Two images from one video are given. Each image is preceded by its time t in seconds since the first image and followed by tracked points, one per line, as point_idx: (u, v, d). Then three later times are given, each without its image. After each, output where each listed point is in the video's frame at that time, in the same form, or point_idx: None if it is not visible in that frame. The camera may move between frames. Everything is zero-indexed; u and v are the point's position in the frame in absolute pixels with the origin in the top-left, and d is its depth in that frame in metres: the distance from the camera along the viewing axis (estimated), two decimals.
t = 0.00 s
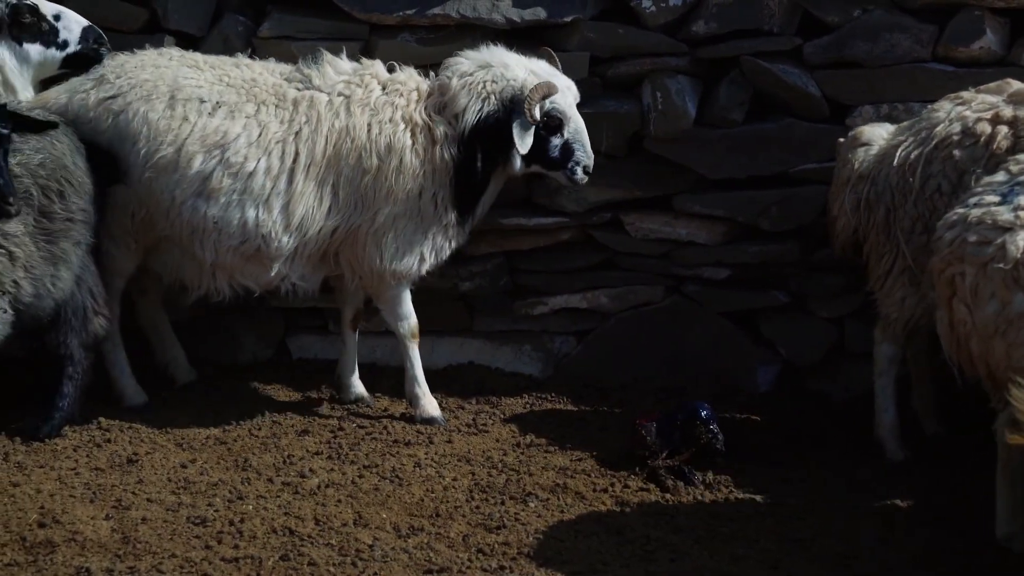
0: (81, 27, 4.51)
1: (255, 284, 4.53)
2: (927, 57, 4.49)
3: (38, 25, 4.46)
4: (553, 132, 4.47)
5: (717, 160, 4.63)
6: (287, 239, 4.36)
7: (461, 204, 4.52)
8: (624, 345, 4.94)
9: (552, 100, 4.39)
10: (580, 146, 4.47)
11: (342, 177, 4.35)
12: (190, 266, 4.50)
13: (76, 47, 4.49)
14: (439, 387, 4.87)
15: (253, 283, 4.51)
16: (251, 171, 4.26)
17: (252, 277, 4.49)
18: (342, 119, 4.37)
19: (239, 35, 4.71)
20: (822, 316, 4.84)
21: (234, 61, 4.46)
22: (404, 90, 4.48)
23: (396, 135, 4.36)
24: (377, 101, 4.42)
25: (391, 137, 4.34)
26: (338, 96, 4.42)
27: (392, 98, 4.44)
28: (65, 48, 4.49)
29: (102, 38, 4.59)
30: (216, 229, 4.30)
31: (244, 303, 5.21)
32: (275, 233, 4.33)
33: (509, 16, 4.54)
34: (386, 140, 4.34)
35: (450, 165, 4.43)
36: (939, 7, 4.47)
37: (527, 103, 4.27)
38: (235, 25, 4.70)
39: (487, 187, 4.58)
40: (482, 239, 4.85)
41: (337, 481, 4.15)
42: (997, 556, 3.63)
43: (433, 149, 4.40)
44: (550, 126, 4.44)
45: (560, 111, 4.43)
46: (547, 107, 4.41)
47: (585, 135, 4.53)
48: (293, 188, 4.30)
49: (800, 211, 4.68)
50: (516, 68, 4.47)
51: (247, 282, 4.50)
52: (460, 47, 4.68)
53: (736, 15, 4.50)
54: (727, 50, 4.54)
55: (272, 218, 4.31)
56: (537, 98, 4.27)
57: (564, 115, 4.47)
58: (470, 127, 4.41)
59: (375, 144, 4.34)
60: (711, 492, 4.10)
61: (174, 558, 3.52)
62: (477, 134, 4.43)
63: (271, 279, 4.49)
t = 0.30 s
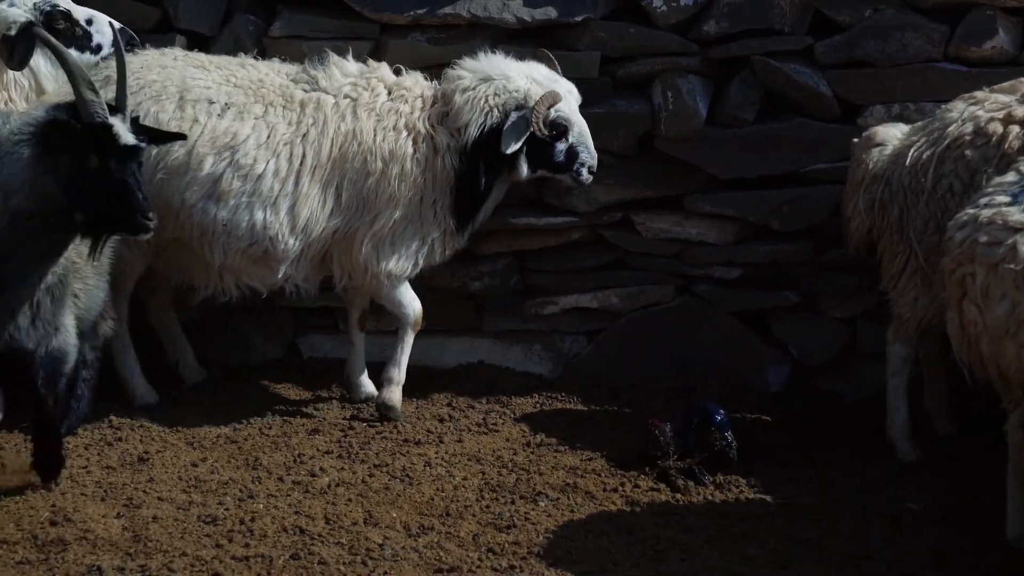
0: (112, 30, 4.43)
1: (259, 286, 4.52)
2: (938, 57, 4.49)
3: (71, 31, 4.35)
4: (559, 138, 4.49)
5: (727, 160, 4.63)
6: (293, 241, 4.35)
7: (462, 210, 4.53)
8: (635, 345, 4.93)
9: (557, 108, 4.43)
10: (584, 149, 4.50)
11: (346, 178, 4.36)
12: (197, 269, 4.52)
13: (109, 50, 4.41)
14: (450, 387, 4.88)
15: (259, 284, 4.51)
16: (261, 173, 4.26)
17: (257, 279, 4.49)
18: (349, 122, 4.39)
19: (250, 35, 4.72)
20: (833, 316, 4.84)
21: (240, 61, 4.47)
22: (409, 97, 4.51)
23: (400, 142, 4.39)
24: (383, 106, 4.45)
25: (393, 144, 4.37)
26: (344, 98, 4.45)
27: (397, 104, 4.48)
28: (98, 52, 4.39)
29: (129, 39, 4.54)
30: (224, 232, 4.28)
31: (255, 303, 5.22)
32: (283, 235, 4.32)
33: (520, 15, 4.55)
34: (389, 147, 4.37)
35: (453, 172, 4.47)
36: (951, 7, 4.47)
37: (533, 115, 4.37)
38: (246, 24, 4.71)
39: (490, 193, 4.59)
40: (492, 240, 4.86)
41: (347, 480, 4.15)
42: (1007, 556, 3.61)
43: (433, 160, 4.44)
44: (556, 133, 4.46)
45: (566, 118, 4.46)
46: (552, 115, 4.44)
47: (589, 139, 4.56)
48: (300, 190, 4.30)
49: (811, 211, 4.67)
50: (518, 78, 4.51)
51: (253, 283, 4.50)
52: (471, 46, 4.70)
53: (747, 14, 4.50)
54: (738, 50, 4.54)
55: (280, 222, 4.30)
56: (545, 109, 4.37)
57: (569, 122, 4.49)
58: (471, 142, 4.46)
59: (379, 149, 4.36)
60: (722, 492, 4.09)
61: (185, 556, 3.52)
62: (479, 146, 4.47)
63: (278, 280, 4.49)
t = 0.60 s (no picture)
0: (147, 27, 4.61)
1: (263, 283, 4.49)
2: (952, 56, 4.47)
3: (104, 29, 4.55)
4: (570, 141, 4.47)
5: (740, 160, 4.62)
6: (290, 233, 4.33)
7: (464, 206, 4.51)
8: (647, 345, 4.94)
9: (571, 110, 4.41)
10: (596, 155, 4.47)
11: (347, 168, 4.34)
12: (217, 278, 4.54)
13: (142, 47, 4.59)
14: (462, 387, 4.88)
15: (263, 282, 4.49)
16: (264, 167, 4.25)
17: (263, 276, 4.44)
18: (352, 112, 4.38)
19: (263, 35, 4.74)
20: (846, 316, 4.83)
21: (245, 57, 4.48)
22: (416, 95, 4.51)
23: (405, 136, 4.40)
24: (391, 100, 4.45)
25: (399, 138, 4.38)
26: (348, 91, 4.44)
27: (403, 99, 4.47)
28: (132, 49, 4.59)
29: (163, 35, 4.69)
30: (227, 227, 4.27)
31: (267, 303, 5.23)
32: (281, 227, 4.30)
33: (533, 15, 4.54)
34: (395, 140, 4.37)
35: (455, 171, 4.47)
36: (965, 6, 4.45)
37: (546, 115, 4.34)
38: (259, 24, 4.73)
39: (495, 193, 4.57)
40: (504, 240, 4.86)
41: (358, 480, 4.14)
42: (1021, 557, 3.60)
43: (439, 155, 4.45)
44: (568, 136, 4.46)
45: (578, 121, 4.44)
46: (564, 117, 4.41)
47: (600, 143, 4.55)
48: (300, 181, 4.30)
49: (823, 211, 4.66)
50: (530, 78, 4.50)
51: (258, 282, 4.46)
52: (484, 46, 4.70)
53: (760, 14, 4.49)
54: (750, 49, 4.53)
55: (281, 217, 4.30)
56: (559, 109, 4.34)
57: (582, 125, 4.48)
58: (481, 141, 4.46)
59: (383, 141, 4.36)
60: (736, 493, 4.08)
61: (197, 555, 3.52)
62: (487, 148, 4.48)
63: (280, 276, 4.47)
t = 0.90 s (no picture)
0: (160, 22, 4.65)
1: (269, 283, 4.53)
2: (968, 56, 4.46)
3: (119, 23, 4.59)
4: (580, 132, 4.49)
5: (755, 159, 4.62)
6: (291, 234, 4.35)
7: (471, 203, 4.52)
8: (660, 344, 4.94)
9: (578, 101, 4.43)
10: (605, 144, 4.48)
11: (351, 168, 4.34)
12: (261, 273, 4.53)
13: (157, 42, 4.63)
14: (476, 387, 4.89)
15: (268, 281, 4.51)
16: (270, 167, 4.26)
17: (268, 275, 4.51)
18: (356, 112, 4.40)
19: (277, 33, 4.74)
20: (860, 316, 4.82)
21: (254, 58, 4.50)
22: (421, 93, 4.51)
23: (410, 135, 4.41)
24: (395, 98, 4.45)
25: (404, 136, 4.39)
26: (352, 91, 4.44)
27: (409, 98, 4.47)
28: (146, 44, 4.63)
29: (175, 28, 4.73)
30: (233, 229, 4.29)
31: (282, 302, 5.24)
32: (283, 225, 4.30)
33: (548, 14, 4.55)
34: (400, 139, 4.38)
35: (464, 167, 4.48)
36: (981, 6, 4.44)
37: (557, 107, 4.38)
38: (273, 23, 4.73)
39: (503, 189, 4.57)
40: (518, 240, 4.87)
41: (372, 479, 4.15)
42: None
43: (447, 151, 4.47)
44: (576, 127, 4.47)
45: (587, 112, 4.47)
46: (573, 108, 4.44)
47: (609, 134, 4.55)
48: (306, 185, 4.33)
49: (838, 211, 4.66)
50: (536, 72, 4.53)
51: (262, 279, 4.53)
52: (497, 44, 4.71)
53: (776, 13, 4.49)
54: (765, 49, 4.53)
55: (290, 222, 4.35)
56: (569, 101, 4.37)
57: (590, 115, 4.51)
58: (490, 137, 4.48)
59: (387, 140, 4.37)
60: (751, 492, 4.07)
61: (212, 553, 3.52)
62: (495, 143, 4.50)
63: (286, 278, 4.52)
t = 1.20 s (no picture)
0: (160, 16, 4.55)
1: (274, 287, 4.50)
2: (982, 55, 4.45)
3: (119, 18, 4.44)
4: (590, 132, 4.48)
5: (768, 159, 4.62)
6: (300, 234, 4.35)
7: (480, 203, 4.54)
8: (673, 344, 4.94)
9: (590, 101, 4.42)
10: (615, 142, 4.49)
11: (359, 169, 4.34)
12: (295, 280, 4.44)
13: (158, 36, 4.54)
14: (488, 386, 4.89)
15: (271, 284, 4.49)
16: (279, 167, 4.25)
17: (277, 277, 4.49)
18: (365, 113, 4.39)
19: (289, 34, 4.81)
20: (873, 316, 4.81)
21: (266, 59, 4.51)
22: (430, 92, 4.50)
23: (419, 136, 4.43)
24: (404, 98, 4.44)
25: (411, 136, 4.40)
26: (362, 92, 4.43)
27: (418, 97, 4.47)
28: (146, 39, 4.52)
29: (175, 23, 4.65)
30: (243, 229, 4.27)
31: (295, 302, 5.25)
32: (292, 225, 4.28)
33: (561, 14, 4.55)
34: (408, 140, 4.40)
35: (472, 167, 4.50)
36: (995, 5, 4.44)
37: (570, 108, 4.35)
38: (286, 23, 4.78)
39: (513, 189, 4.58)
40: (531, 240, 4.87)
41: (384, 480, 4.14)
42: None
43: (456, 151, 4.48)
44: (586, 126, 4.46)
45: (597, 111, 4.46)
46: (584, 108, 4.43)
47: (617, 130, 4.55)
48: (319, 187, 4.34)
49: (851, 211, 4.65)
50: (545, 75, 4.52)
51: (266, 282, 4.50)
52: (509, 44, 4.74)
53: (788, 13, 4.49)
54: (778, 49, 4.53)
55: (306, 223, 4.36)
56: (580, 102, 4.34)
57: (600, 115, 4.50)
58: (497, 140, 4.48)
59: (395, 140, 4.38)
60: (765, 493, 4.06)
61: (225, 552, 3.52)
62: (504, 144, 4.50)
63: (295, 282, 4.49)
